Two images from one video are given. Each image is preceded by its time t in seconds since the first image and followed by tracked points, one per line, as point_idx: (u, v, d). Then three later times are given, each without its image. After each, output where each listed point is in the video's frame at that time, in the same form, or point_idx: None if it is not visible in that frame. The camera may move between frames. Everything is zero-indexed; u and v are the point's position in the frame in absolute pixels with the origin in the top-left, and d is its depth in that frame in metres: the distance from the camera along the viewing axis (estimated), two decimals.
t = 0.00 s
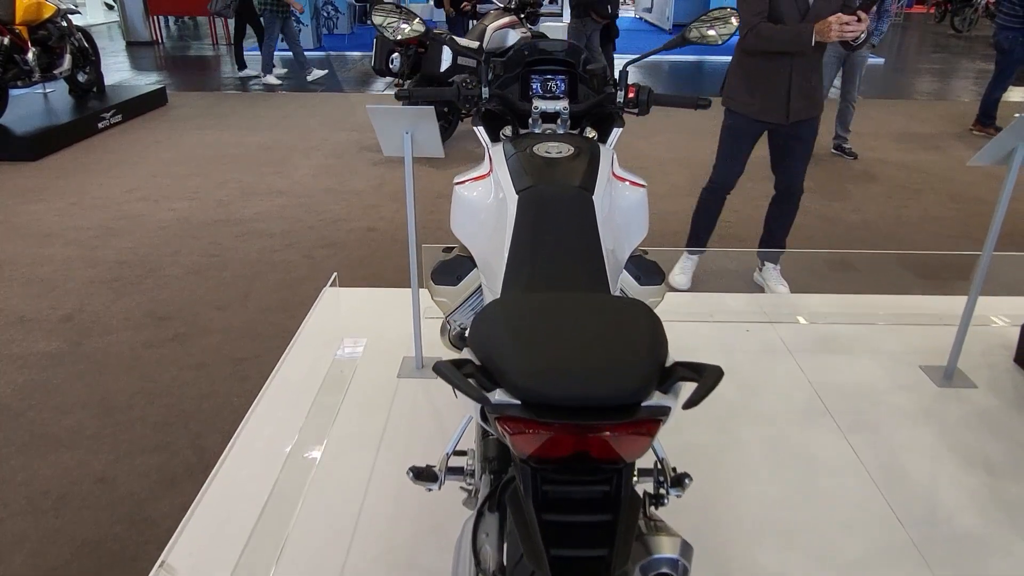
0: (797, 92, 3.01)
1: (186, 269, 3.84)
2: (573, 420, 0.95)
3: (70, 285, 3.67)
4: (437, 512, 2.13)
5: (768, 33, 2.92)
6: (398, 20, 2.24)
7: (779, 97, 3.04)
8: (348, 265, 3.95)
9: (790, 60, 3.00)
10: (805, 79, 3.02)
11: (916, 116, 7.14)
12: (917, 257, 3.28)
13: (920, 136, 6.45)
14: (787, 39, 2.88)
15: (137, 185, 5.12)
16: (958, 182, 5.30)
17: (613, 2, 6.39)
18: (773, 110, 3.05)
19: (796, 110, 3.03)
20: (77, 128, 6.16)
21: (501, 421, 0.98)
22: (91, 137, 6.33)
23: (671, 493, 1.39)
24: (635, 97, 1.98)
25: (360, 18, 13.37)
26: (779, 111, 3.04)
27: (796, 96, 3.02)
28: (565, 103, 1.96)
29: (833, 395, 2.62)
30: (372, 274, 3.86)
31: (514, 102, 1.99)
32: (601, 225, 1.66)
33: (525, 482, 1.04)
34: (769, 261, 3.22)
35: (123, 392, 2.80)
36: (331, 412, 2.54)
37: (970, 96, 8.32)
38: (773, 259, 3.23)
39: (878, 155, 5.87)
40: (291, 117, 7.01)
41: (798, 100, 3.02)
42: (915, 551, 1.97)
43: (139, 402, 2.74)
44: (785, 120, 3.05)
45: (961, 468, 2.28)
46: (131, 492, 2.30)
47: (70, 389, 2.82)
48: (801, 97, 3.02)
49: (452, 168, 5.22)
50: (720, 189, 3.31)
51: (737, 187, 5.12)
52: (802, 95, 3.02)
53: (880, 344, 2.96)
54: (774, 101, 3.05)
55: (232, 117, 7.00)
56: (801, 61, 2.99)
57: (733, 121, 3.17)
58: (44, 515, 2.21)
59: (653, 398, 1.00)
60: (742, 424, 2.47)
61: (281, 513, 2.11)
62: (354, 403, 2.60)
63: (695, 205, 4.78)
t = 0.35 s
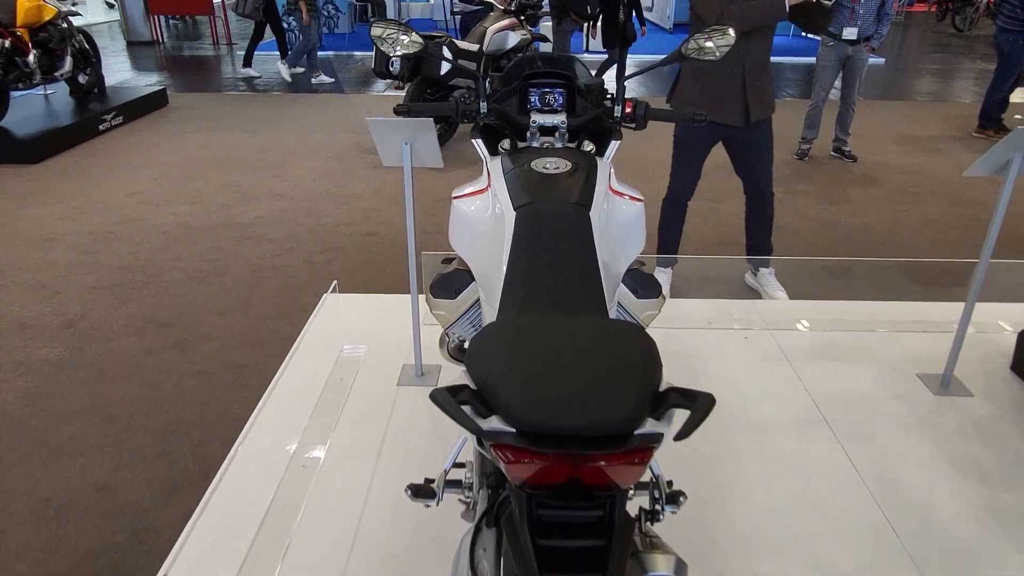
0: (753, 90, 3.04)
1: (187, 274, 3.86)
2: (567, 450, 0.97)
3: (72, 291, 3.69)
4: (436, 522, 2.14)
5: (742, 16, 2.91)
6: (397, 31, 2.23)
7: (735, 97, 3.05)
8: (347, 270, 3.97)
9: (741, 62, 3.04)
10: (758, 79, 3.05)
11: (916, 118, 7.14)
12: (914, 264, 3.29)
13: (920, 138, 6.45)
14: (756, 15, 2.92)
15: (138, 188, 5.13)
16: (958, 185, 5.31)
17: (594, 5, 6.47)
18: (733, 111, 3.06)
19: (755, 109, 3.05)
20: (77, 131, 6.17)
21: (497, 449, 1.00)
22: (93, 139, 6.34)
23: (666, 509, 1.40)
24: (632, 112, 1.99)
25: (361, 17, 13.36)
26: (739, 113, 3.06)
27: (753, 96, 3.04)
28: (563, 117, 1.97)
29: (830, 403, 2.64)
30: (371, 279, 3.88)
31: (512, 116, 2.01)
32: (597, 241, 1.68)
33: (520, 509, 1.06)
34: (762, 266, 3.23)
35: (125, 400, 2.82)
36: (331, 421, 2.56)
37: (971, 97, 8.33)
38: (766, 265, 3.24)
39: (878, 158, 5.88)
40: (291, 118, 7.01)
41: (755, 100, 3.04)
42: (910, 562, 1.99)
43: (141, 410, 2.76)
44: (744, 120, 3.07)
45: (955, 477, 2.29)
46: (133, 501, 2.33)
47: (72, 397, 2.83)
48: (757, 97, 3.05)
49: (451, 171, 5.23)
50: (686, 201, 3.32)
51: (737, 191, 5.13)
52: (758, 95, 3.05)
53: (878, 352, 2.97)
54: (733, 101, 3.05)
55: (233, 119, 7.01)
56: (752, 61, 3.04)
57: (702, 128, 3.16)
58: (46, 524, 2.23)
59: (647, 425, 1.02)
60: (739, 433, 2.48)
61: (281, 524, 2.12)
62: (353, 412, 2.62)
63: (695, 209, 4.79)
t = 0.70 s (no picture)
0: (726, 92, 3.01)
1: (189, 279, 3.88)
2: (566, 473, 0.99)
3: (75, 295, 3.71)
4: (438, 529, 2.16)
5: (717, 12, 2.84)
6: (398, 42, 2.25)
7: (707, 97, 3.03)
8: (348, 274, 3.98)
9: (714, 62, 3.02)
10: (730, 80, 3.03)
11: (917, 119, 7.14)
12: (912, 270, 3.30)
13: (920, 140, 6.46)
14: (735, 9, 2.84)
15: (140, 192, 5.15)
16: (958, 188, 5.32)
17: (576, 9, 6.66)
18: (704, 112, 3.04)
19: (725, 111, 3.03)
20: (79, 133, 6.19)
21: (498, 469, 1.02)
22: (95, 142, 6.36)
23: (664, 520, 1.41)
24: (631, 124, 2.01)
25: (362, 18, 13.37)
26: (708, 114, 3.04)
27: (725, 97, 3.02)
28: (563, 129, 1.99)
29: (828, 410, 2.66)
30: (371, 283, 3.89)
31: (513, 128, 2.03)
32: (597, 255, 1.70)
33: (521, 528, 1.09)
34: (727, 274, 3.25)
35: (129, 406, 2.84)
36: (333, 428, 2.58)
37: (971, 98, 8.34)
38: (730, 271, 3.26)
39: (878, 161, 5.89)
40: (292, 121, 7.03)
41: (727, 101, 3.02)
42: (907, 569, 2.00)
43: (144, 416, 2.78)
44: (711, 121, 3.05)
45: (951, 485, 2.31)
46: (137, 508, 2.35)
47: (75, 403, 2.85)
48: (728, 99, 3.02)
49: (451, 175, 5.25)
50: (676, 205, 3.29)
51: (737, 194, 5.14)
52: (730, 96, 3.03)
53: (877, 358, 2.99)
54: (703, 101, 3.03)
55: (234, 121, 7.03)
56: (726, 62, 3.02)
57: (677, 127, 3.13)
58: (51, 531, 2.25)
59: (645, 446, 1.04)
60: (738, 440, 2.50)
61: (285, 531, 2.14)
62: (355, 418, 2.64)
63: (695, 212, 4.80)
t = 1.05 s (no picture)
0: (724, 96, 3.04)
1: (192, 282, 3.91)
2: (563, 486, 1.02)
3: (79, 298, 3.74)
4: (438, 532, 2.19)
5: (709, 16, 2.87)
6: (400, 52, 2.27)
7: (706, 101, 3.05)
8: (349, 277, 4.01)
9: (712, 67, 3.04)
10: (729, 84, 3.05)
11: (917, 121, 7.16)
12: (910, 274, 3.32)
13: (920, 141, 6.48)
14: (728, 11, 2.87)
15: (142, 194, 5.18)
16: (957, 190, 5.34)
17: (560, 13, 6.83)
18: (704, 116, 3.06)
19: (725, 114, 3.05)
20: (82, 134, 6.22)
21: (497, 482, 1.05)
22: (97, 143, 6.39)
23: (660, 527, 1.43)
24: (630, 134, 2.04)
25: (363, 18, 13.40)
26: (709, 117, 3.05)
27: (725, 101, 3.04)
28: (563, 139, 2.02)
29: (825, 414, 2.68)
30: (372, 286, 3.92)
31: (513, 137, 2.05)
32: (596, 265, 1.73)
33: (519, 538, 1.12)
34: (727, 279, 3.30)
35: (133, 409, 2.87)
36: (336, 431, 2.61)
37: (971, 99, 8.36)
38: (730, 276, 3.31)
39: (878, 162, 5.91)
40: (294, 122, 7.06)
41: (726, 104, 3.05)
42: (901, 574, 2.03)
43: (148, 420, 2.81)
44: (712, 124, 3.06)
45: (946, 489, 2.34)
46: (141, 511, 2.38)
47: (80, 406, 2.89)
48: (728, 102, 3.05)
49: (452, 177, 5.27)
50: (675, 210, 3.32)
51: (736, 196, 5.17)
52: (729, 100, 3.05)
53: (874, 362, 3.02)
54: (703, 105, 3.05)
55: (236, 123, 7.05)
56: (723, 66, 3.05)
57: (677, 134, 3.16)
58: (57, 534, 2.28)
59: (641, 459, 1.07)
60: (737, 444, 2.53)
61: (288, 534, 2.17)
62: (357, 422, 2.67)
63: (695, 215, 4.82)
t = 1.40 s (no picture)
0: (719, 101, 3.07)
1: (193, 284, 3.95)
2: (555, 494, 1.06)
3: (82, 301, 3.77)
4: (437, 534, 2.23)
5: (700, 22, 2.90)
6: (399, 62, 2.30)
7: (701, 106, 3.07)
8: (349, 280, 4.05)
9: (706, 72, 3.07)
10: (723, 90, 3.08)
11: (916, 122, 7.19)
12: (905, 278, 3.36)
13: (918, 143, 6.51)
14: (720, 17, 2.89)
15: (144, 196, 5.22)
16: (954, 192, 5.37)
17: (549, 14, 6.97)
18: (699, 121, 3.09)
19: (719, 119, 3.08)
20: (84, 136, 6.25)
21: (491, 490, 1.09)
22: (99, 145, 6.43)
23: (653, 531, 1.44)
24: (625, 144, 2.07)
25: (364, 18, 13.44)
26: (703, 122, 3.08)
27: (719, 106, 3.08)
28: (559, 148, 2.05)
29: (819, 418, 2.72)
30: (373, 289, 3.96)
31: (511, 146, 2.09)
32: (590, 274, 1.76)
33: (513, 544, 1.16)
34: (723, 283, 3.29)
35: (136, 412, 2.91)
36: (337, 433, 2.65)
37: (970, 100, 8.39)
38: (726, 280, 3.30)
39: (876, 164, 5.95)
40: (295, 124, 7.09)
41: (720, 109, 3.08)
42: None
43: (151, 422, 2.85)
44: (707, 129, 3.10)
45: (936, 493, 2.37)
46: (145, 513, 2.41)
47: (84, 409, 2.92)
48: (722, 107, 3.08)
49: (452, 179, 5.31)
50: (671, 214, 3.36)
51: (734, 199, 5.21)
52: (723, 105, 3.08)
53: (869, 365, 3.05)
54: (699, 111, 3.08)
55: (237, 124, 7.09)
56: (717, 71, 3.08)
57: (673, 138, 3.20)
58: (62, 536, 2.32)
59: (629, 467, 1.10)
60: (732, 447, 2.56)
61: (289, 535, 2.21)
62: (357, 425, 2.70)
63: (693, 218, 4.86)
